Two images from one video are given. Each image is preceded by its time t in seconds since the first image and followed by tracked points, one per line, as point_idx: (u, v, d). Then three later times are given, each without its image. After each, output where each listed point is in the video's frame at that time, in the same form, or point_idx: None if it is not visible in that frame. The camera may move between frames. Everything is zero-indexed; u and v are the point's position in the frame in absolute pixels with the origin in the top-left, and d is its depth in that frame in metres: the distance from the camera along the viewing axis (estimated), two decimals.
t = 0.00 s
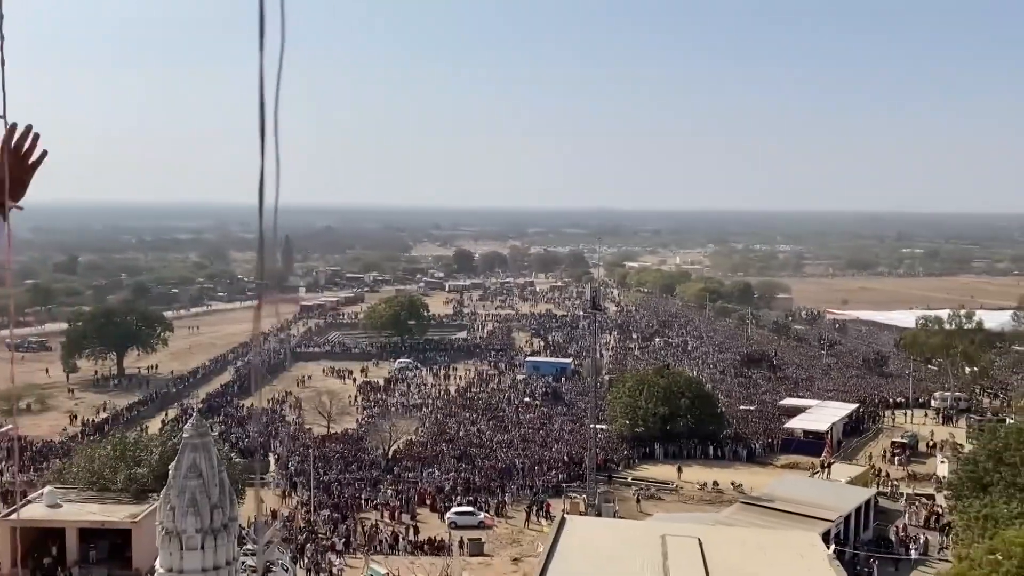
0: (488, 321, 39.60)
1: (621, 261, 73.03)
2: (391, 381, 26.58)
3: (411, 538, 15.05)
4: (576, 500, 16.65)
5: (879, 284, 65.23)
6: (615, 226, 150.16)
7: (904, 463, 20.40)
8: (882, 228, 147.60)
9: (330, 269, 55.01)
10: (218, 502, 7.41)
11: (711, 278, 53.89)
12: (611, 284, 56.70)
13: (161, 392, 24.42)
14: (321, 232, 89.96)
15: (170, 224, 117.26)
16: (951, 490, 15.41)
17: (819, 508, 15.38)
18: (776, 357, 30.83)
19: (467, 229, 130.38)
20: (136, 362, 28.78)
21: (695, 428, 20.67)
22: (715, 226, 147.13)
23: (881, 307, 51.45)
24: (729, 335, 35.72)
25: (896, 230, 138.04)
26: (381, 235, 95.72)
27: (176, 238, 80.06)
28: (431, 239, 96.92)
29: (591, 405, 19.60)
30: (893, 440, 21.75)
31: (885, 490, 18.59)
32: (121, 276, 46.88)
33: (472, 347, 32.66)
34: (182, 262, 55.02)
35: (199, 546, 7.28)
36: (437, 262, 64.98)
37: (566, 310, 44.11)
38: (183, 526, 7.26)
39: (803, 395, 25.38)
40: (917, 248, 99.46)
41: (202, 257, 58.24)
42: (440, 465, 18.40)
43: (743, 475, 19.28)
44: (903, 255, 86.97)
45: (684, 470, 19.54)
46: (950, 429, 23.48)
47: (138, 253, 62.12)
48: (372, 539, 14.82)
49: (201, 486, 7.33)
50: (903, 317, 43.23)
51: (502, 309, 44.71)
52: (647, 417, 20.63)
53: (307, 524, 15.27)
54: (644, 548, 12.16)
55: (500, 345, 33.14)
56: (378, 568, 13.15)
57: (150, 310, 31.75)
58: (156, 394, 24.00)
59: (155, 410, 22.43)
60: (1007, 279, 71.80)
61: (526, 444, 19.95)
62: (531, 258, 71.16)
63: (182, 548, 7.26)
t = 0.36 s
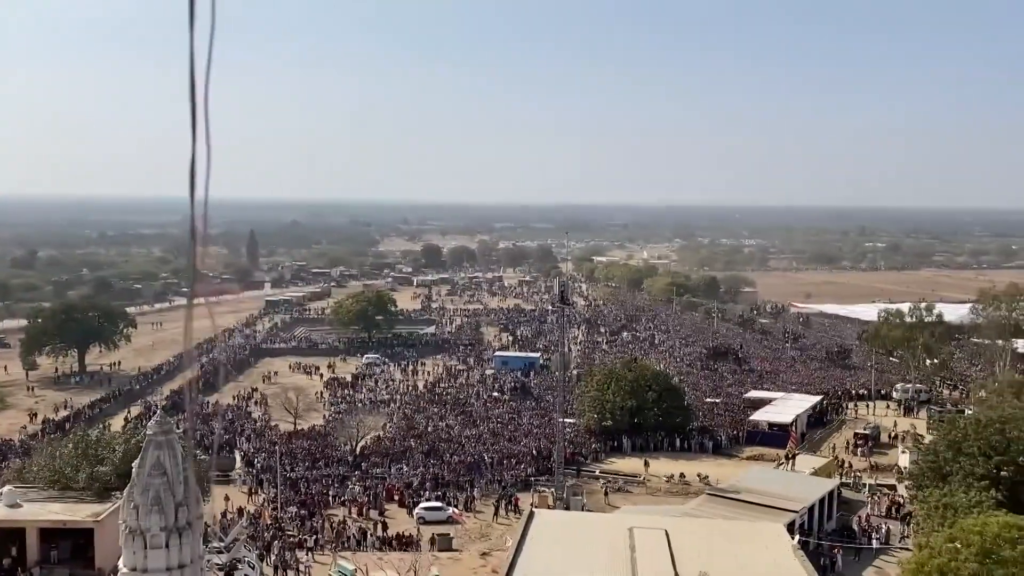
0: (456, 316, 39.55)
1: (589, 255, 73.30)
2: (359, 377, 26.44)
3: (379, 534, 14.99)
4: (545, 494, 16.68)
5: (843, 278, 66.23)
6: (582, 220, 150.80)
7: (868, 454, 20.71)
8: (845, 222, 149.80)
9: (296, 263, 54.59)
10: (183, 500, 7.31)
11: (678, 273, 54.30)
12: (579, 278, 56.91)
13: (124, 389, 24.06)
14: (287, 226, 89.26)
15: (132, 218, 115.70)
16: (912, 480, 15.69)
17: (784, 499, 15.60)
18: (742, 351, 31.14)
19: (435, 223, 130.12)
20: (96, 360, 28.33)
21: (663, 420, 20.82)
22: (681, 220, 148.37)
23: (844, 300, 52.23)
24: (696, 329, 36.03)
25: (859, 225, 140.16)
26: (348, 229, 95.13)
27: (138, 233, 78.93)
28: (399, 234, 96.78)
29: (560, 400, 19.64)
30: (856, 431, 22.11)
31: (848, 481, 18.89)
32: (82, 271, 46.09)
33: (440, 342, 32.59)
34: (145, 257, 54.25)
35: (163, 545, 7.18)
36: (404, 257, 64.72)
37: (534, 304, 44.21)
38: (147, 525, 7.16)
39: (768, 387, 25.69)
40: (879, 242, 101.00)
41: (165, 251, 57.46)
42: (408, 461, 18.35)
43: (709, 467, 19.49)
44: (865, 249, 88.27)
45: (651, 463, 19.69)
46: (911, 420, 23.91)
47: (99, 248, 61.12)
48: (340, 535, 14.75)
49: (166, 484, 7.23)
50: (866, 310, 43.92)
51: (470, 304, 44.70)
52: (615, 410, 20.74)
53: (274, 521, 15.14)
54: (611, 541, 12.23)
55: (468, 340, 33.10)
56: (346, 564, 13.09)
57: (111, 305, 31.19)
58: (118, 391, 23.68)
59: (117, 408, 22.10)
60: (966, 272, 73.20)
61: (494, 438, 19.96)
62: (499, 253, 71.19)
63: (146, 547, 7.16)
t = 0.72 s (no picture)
0: (425, 310, 39.47)
1: (558, 249, 73.52)
2: (327, 372, 26.31)
3: (349, 530, 14.96)
4: (515, 486, 16.75)
5: (807, 270, 67.09)
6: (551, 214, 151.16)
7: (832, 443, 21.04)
8: (810, 215, 151.75)
9: (264, 258, 54.13)
10: (149, 499, 7.24)
11: (646, 266, 54.68)
12: (548, 272, 57.06)
13: (87, 386, 23.72)
14: (254, 221, 88.37)
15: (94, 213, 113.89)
16: (875, 469, 15.97)
17: (750, 488, 15.82)
18: (709, 343, 31.46)
19: (403, 217, 129.62)
20: (58, 357, 27.90)
21: (632, 412, 21.00)
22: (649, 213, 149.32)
23: (809, 292, 52.92)
24: (664, 321, 36.34)
25: (824, 218, 141.86)
26: (316, 224, 94.45)
27: (100, 227, 77.77)
28: (367, 228, 96.37)
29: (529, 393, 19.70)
30: (821, 421, 22.47)
31: (813, 470, 19.19)
32: (44, 267, 45.32)
33: (409, 337, 32.51)
34: (108, 252, 53.46)
35: (129, 544, 7.12)
36: (373, 252, 64.40)
37: (503, 298, 44.27)
38: (113, 524, 7.10)
39: (735, 379, 26.00)
40: (843, 235, 102.43)
41: (129, 246, 56.64)
42: (378, 455, 18.32)
43: (677, 458, 19.69)
44: (830, 242, 89.44)
45: (620, 455, 19.85)
46: (875, 410, 24.33)
47: (61, 244, 60.11)
48: (309, 531, 14.71)
49: (132, 482, 7.17)
50: (830, 302, 44.56)
51: (439, 298, 44.64)
52: (585, 403, 20.86)
53: (242, 518, 15.04)
54: (581, 533, 12.32)
55: (437, 334, 33.07)
56: (315, 560, 13.05)
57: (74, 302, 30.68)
58: (81, 388, 23.35)
59: (81, 405, 21.79)
60: (927, 264, 74.51)
61: (464, 432, 19.99)
62: (468, 247, 71.13)
63: (112, 546, 7.09)
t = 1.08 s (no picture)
0: (397, 305, 39.29)
1: (530, 242, 73.49)
2: (299, 368, 26.10)
3: (322, 526, 14.87)
4: (489, 480, 16.74)
5: (777, 262, 67.68)
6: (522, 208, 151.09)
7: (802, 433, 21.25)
8: (779, 208, 153.10)
9: (233, 253, 53.56)
10: (118, 497, 7.14)
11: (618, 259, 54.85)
12: (520, 266, 57.04)
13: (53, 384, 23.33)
14: (223, 216, 87.37)
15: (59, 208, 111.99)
16: (844, 458, 16.16)
17: (722, 479, 15.95)
18: (681, 335, 31.64)
19: (374, 211, 128.85)
20: (23, 354, 27.42)
21: (605, 405, 21.08)
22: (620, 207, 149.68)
23: (779, 284, 53.40)
24: (636, 314, 36.50)
25: (794, 211, 143.15)
26: (286, 218, 93.57)
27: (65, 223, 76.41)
28: (338, 222, 95.70)
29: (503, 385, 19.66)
30: (791, 412, 22.71)
31: (784, 460, 19.39)
32: (7, 264, 44.48)
33: (381, 332, 32.36)
34: (74, 247, 52.54)
35: (98, 544, 7.00)
36: (344, 246, 63.95)
37: (476, 292, 44.21)
38: (81, 524, 6.98)
39: (707, 370, 26.18)
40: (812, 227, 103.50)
41: (95, 241, 55.74)
42: (351, 451, 18.21)
43: (650, 449, 19.81)
44: (799, 234, 90.32)
45: (594, 447, 19.92)
46: (844, 400, 24.63)
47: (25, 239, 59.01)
48: (282, 527, 14.61)
49: (100, 481, 7.05)
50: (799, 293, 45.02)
51: (411, 292, 44.49)
52: (558, 396, 20.88)
53: (213, 516, 14.89)
54: (555, 525, 12.34)
55: (409, 329, 32.96)
56: (288, 557, 12.95)
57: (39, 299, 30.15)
58: (46, 386, 22.98)
59: (46, 404, 21.40)
60: (893, 255, 75.50)
61: (437, 427, 19.93)
62: (440, 240, 70.89)
63: (80, 546, 6.98)
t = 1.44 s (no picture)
0: (369, 299, 39.12)
1: (501, 235, 73.51)
2: (270, 363, 25.94)
3: (295, 521, 14.84)
4: (462, 472, 16.79)
5: (746, 253, 68.28)
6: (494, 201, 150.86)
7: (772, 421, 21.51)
8: (748, 200, 154.36)
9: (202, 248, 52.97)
10: (88, 495, 7.08)
11: (589, 251, 55.01)
12: (492, 259, 57.01)
13: (19, 382, 22.97)
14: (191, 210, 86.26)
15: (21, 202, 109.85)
16: (813, 446, 16.37)
17: (693, 468, 16.13)
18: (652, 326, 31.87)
19: (344, 205, 127.92)
20: None
21: (577, 396, 21.23)
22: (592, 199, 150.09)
23: (749, 275, 53.87)
24: (607, 306, 36.69)
25: (762, 202, 144.33)
26: (255, 212, 92.59)
27: (28, 217, 75.04)
28: (308, 216, 94.95)
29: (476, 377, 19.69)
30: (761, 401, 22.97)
31: (755, 449, 19.63)
32: None
33: (353, 326, 32.21)
34: (38, 243, 51.64)
35: (67, 542, 6.94)
36: (315, 240, 63.49)
37: (447, 285, 44.13)
38: (49, 523, 6.91)
39: (677, 361, 26.42)
40: (781, 218, 104.49)
41: (59, 237, 54.83)
42: (324, 445, 18.16)
43: (622, 440, 19.97)
44: (768, 226, 91.18)
45: (566, 438, 20.05)
46: (812, 389, 24.96)
47: None
48: (254, 523, 14.56)
49: (69, 479, 6.99)
50: (768, 284, 45.48)
51: (383, 286, 44.31)
52: (531, 388, 20.97)
53: (185, 512, 14.79)
54: (529, 516, 12.42)
55: (381, 323, 32.85)
56: (261, 552, 12.91)
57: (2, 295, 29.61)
58: (12, 384, 22.62)
59: (12, 402, 21.09)
60: (860, 246, 76.48)
61: (410, 420, 19.93)
62: (411, 233, 70.64)
63: (49, 545, 6.90)
